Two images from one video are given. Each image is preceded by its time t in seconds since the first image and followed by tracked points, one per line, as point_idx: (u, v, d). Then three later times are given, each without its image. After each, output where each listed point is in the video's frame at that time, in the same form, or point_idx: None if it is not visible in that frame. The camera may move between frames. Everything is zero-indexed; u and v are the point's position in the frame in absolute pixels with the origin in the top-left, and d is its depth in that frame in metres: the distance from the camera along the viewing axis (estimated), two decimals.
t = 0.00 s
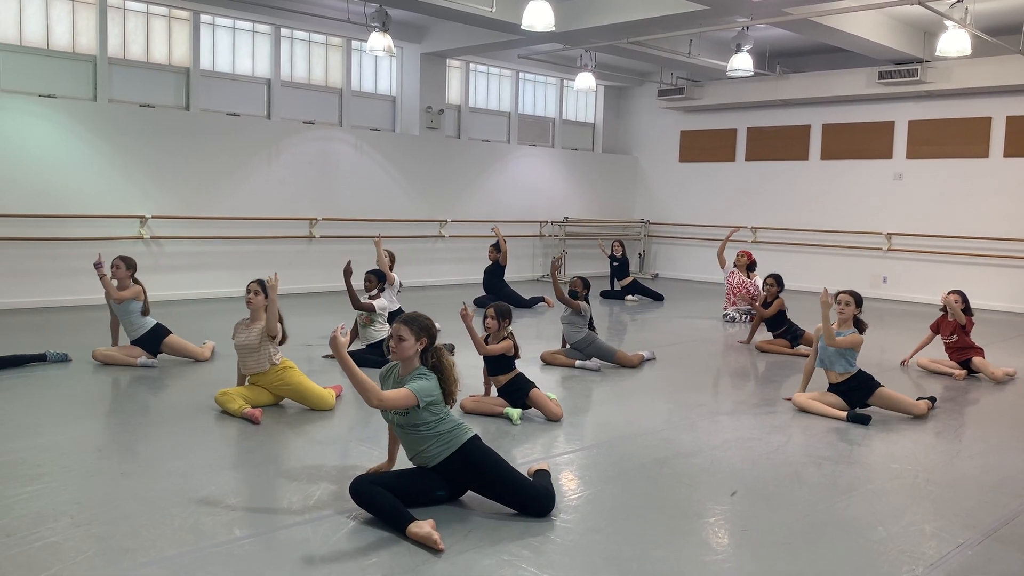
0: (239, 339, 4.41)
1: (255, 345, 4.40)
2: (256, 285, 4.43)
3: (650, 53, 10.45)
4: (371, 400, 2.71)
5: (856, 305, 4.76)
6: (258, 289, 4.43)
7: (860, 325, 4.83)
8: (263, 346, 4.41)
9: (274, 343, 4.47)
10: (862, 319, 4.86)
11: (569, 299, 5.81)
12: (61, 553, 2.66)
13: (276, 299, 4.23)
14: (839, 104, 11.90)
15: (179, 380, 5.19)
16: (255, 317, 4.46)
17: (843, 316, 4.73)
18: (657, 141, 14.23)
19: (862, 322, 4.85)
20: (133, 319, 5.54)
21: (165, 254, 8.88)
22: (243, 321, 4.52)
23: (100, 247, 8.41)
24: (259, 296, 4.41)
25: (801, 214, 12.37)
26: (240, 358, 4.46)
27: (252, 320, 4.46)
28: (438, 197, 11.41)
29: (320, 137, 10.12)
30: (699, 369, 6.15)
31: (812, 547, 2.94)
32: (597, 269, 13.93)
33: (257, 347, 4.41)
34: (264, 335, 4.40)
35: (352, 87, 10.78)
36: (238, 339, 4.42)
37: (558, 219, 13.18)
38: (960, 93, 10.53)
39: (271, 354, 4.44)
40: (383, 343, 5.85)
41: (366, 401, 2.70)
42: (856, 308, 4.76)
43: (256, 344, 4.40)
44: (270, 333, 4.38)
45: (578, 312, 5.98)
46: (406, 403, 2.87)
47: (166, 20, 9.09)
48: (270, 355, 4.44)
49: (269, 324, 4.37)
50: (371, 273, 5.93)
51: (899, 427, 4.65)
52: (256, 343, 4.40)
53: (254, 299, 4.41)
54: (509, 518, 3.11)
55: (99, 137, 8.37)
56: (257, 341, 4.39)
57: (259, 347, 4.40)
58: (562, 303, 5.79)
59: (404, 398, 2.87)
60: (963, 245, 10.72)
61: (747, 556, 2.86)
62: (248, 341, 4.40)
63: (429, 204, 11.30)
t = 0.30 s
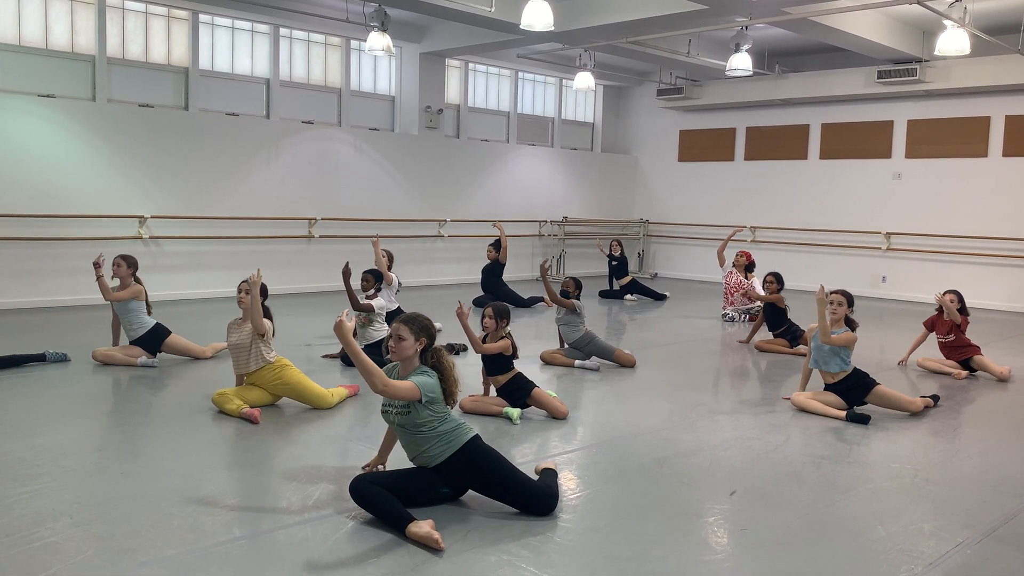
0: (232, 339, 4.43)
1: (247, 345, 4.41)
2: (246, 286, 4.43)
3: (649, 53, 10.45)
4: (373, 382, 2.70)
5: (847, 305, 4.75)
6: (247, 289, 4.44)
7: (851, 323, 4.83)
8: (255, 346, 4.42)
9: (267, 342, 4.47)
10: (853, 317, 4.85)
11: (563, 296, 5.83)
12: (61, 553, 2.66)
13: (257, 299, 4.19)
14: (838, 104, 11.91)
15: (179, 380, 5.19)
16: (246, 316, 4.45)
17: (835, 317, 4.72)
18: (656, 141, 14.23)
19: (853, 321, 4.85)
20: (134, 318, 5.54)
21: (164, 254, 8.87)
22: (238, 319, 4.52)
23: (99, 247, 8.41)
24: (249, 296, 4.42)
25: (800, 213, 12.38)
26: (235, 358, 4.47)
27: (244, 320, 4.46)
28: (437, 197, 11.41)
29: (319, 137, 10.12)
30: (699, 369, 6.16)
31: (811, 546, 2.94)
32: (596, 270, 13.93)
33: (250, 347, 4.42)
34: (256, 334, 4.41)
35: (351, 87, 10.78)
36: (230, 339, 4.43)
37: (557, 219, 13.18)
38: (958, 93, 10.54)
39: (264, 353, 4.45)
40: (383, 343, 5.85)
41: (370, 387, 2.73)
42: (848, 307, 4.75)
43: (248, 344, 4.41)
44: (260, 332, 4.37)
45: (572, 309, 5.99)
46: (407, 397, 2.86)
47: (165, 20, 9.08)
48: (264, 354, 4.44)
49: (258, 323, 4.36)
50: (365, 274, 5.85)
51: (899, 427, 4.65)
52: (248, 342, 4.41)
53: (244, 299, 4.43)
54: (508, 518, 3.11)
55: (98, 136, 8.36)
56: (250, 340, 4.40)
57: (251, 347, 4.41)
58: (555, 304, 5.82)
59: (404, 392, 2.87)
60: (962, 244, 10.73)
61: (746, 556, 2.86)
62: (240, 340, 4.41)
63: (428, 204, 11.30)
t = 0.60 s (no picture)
0: (226, 340, 4.43)
1: (240, 346, 4.40)
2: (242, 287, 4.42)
3: (647, 53, 10.45)
4: (369, 376, 2.69)
5: (840, 305, 4.79)
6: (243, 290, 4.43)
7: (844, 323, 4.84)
8: (249, 347, 4.41)
9: (261, 344, 4.46)
10: (843, 316, 4.87)
11: (555, 296, 5.85)
12: (59, 553, 2.66)
13: (248, 300, 4.17)
14: (836, 104, 11.92)
15: (177, 380, 5.18)
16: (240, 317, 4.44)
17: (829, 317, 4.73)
18: (655, 141, 14.24)
19: (845, 320, 4.87)
20: (134, 318, 5.53)
21: (163, 254, 8.86)
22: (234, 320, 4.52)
23: (98, 248, 8.40)
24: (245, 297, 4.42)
25: (798, 213, 12.39)
26: (229, 360, 4.46)
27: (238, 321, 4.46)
28: (436, 197, 11.42)
29: (317, 138, 10.11)
30: (697, 369, 6.16)
31: (809, 547, 2.95)
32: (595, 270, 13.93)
33: (244, 348, 4.41)
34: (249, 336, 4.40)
35: (349, 87, 10.78)
36: (225, 340, 4.43)
37: (555, 219, 13.19)
38: (956, 93, 10.55)
39: (258, 355, 4.44)
40: (382, 343, 5.86)
41: (363, 379, 2.70)
42: (841, 308, 4.79)
43: (242, 346, 4.41)
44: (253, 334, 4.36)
45: (565, 308, 6.01)
46: (400, 394, 2.85)
47: (163, 21, 9.08)
48: (260, 356, 4.45)
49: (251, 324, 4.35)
50: (366, 274, 5.81)
51: (897, 427, 4.66)
52: (241, 343, 4.40)
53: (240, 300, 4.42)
54: (506, 518, 3.11)
55: (96, 137, 8.35)
56: (244, 342, 4.40)
57: (245, 348, 4.41)
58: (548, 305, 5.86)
59: (398, 389, 2.85)
60: (960, 245, 10.75)
61: (745, 556, 2.86)
62: (234, 341, 4.41)
63: (426, 205, 11.30)
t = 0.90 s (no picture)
0: (224, 341, 4.45)
1: (236, 347, 4.41)
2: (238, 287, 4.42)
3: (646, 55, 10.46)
4: (363, 370, 2.68)
5: (840, 305, 4.79)
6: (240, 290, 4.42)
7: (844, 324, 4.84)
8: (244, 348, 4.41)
9: (257, 345, 4.44)
10: (844, 317, 4.87)
11: (551, 298, 5.85)
12: (58, 555, 2.65)
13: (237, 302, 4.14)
14: (834, 105, 11.94)
15: (176, 381, 5.18)
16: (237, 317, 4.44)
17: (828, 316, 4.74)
18: (653, 141, 14.24)
19: (845, 321, 4.88)
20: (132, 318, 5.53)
21: (161, 256, 8.86)
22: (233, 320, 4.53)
23: (96, 249, 8.39)
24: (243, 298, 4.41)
25: (797, 214, 12.40)
26: (226, 361, 4.48)
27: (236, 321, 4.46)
28: (435, 198, 11.42)
29: (316, 139, 10.12)
30: (696, 369, 6.17)
31: (807, 548, 2.95)
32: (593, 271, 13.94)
33: (239, 350, 4.42)
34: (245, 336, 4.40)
35: (348, 88, 10.78)
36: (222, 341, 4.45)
37: (554, 220, 13.20)
38: (954, 94, 10.57)
39: (254, 355, 4.44)
40: (381, 344, 5.86)
41: (359, 373, 2.70)
42: (841, 307, 4.79)
43: (237, 347, 4.41)
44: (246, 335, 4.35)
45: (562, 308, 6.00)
46: (396, 390, 2.85)
47: (162, 22, 9.08)
48: (255, 357, 4.45)
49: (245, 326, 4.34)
50: (365, 274, 5.80)
51: (896, 428, 4.66)
52: (237, 344, 4.41)
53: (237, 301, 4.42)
54: (505, 519, 3.11)
55: (95, 137, 8.35)
56: (238, 344, 4.40)
57: (239, 350, 4.41)
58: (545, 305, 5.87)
59: (393, 386, 2.85)
60: (958, 246, 10.76)
61: (743, 557, 2.86)
62: (230, 343, 4.42)
63: (425, 205, 11.30)
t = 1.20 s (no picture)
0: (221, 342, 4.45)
1: (231, 347, 4.40)
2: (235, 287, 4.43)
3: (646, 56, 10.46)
4: (365, 368, 2.69)
5: (841, 307, 4.78)
6: (237, 291, 4.44)
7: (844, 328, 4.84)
8: (239, 348, 4.40)
9: (253, 345, 4.43)
10: (845, 320, 4.87)
11: (552, 299, 5.83)
12: (57, 556, 2.65)
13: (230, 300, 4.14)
14: (834, 107, 11.94)
15: (175, 383, 5.17)
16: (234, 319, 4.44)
17: (829, 318, 4.73)
18: (653, 143, 14.25)
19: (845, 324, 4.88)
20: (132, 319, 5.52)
21: (161, 257, 8.85)
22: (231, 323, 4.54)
23: (95, 250, 8.39)
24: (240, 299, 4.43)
25: (796, 216, 12.40)
26: (223, 362, 4.47)
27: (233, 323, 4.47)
28: (434, 199, 11.42)
29: (315, 140, 10.12)
30: (696, 371, 6.16)
31: (807, 549, 2.95)
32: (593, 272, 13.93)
33: (235, 351, 4.41)
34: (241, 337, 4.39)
35: (348, 90, 10.78)
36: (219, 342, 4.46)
37: (554, 221, 13.19)
38: (953, 96, 10.58)
39: (250, 355, 4.43)
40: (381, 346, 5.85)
41: (360, 370, 2.70)
42: (843, 309, 4.78)
43: (233, 347, 4.41)
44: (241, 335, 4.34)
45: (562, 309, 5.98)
46: (395, 389, 2.85)
47: (162, 24, 9.09)
48: (251, 358, 4.44)
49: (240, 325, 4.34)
50: (365, 276, 5.79)
51: (895, 429, 4.66)
52: (232, 345, 4.40)
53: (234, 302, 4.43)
54: (505, 520, 3.11)
55: (94, 138, 8.35)
56: (234, 344, 4.39)
57: (235, 350, 4.40)
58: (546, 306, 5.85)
59: (394, 384, 2.85)
60: (957, 247, 10.77)
61: (743, 559, 2.86)
62: (226, 344, 4.41)
63: (424, 207, 11.30)
